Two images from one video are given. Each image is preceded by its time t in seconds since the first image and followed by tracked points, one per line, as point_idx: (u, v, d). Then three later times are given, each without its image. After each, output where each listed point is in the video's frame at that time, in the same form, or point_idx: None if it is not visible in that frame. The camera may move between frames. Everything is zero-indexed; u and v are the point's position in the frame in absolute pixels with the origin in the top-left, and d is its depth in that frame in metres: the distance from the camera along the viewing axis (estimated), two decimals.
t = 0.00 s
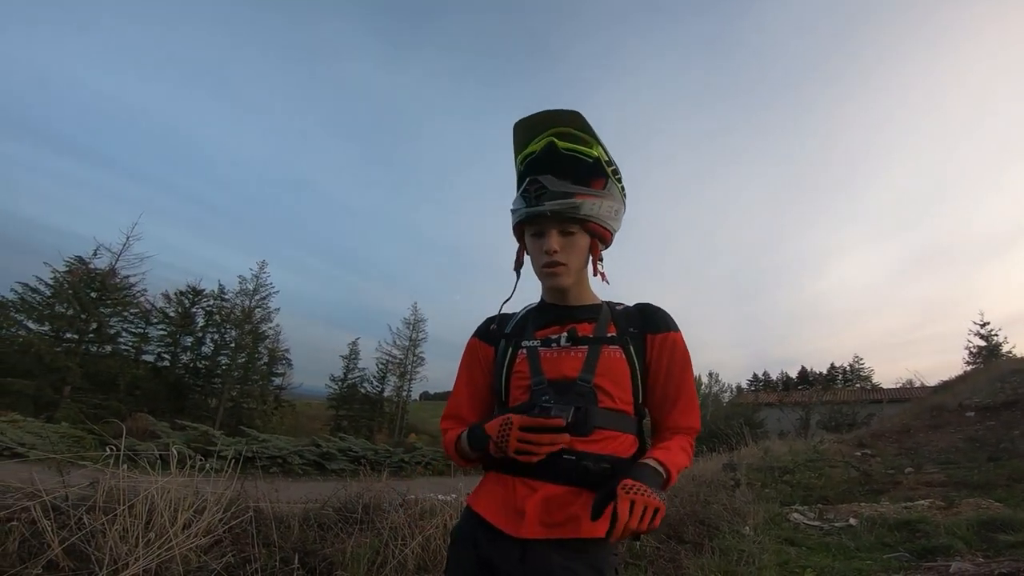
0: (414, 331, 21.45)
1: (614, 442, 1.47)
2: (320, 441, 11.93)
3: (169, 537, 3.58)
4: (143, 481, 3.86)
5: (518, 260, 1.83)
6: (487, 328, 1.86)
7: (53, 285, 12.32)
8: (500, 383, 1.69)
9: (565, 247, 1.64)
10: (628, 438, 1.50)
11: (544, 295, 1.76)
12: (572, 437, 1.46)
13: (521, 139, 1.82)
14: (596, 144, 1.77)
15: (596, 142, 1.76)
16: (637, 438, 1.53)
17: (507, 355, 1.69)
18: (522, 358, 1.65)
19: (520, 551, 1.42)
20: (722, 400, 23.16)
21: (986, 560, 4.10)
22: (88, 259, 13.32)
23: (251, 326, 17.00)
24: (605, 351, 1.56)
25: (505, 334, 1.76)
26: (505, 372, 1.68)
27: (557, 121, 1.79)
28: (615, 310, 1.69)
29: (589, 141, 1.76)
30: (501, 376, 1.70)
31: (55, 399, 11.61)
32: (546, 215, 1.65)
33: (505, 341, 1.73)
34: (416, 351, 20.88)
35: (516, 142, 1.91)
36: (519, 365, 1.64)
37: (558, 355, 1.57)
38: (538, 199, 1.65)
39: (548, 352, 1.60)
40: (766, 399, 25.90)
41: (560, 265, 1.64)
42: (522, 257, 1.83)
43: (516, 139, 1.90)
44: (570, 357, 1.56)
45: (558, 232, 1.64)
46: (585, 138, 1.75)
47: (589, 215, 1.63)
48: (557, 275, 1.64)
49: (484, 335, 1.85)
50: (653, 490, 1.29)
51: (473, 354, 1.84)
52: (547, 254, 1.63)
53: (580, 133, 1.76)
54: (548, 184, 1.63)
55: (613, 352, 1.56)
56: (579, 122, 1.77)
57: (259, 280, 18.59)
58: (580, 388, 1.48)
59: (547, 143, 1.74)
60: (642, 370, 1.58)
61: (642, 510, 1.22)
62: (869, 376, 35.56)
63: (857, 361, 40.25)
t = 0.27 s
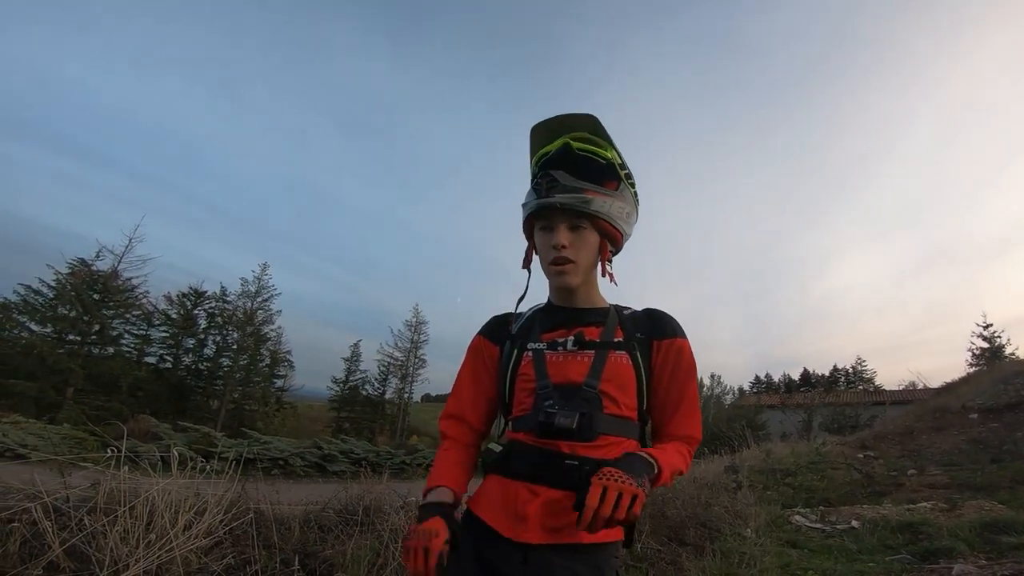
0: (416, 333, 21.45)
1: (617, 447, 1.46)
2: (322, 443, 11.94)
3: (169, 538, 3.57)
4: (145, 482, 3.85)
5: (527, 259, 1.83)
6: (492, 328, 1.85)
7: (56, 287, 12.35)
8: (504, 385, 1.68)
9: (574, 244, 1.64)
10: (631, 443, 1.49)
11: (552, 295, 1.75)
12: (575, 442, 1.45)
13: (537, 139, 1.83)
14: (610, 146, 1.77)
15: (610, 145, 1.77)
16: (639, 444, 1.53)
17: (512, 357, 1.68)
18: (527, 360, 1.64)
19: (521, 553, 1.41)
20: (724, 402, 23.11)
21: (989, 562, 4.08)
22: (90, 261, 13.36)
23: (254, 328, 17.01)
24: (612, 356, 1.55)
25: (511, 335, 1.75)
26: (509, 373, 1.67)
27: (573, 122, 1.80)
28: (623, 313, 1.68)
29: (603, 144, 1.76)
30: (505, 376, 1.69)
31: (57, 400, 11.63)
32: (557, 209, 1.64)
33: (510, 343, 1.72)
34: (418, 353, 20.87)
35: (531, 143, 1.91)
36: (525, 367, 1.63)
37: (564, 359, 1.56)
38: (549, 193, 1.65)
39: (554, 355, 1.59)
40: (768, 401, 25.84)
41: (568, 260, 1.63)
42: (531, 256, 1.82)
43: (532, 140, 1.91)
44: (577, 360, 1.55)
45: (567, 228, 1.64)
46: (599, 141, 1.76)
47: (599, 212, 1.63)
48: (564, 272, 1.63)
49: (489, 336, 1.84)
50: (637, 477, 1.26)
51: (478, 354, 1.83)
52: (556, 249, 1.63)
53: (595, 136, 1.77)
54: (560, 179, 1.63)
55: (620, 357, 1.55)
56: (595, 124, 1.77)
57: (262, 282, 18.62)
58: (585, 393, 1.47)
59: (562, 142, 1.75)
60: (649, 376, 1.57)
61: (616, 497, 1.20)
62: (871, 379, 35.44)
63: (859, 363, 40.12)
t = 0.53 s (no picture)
0: (414, 335, 21.43)
1: (621, 452, 1.46)
2: (319, 445, 11.91)
3: (165, 540, 3.56)
4: (140, 484, 3.84)
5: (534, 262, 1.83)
6: (502, 329, 1.84)
7: (53, 287, 12.32)
8: (513, 387, 1.68)
9: (575, 241, 1.63)
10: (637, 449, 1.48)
11: (561, 296, 1.74)
12: (578, 447, 1.47)
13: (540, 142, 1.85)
14: (613, 144, 1.77)
15: (612, 143, 1.76)
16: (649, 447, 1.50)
17: (521, 359, 1.68)
18: (536, 363, 1.63)
19: (519, 556, 1.40)
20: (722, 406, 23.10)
21: (986, 565, 4.08)
22: (88, 261, 13.34)
23: (251, 329, 16.98)
24: (620, 358, 1.53)
25: (520, 337, 1.74)
26: (518, 376, 1.66)
27: (575, 123, 1.81)
28: (635, 314, 1.68)
29: (605, 142, 1.76)
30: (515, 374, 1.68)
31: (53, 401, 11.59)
32: (556, 208, 1.65)
33: (520, 345, 1.72)
34: (416, 355, 20.85)
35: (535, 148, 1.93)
36: (533, 369, 1.63)
37: (571, 361, 1.56)
38: (547, 192, 1.65)
39: (561, 358, 1.58)
40: (766, 405, 25.84)
41: (571, 258, 1.62)
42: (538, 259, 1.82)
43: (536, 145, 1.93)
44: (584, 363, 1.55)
45: (568, 225, 1.64)
46: (600, 140, 1.76)
47: (599, 207, 1.61)
48: (567, 270, 1.62)
49: (499, 337, 1.83)
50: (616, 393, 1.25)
51: (488, 356, 1.83)
52: (556, 247, 1.62)
53: (596, 135, 1.77)
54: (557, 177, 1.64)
55: (630, 359, 1.53)
56: (595, 123, 1.78)
57: (259, 284, 18.59)
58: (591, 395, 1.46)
59: (563, 143, 1.77)
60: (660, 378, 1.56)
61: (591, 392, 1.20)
62: (869, 383, 35.46)
63: (857, 366, 40.15)
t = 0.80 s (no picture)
0: (412, 337, 21.42)
1: (631, 450, 1.37)
2: (316, 446, 11.90)
3: (160, 540, 3.56)
4: (137, 484, 3.83)
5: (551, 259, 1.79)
6: (528, 333, 1.86)
7: (50, 286, 12.31)
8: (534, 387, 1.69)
9: (585, 233, 1.58)
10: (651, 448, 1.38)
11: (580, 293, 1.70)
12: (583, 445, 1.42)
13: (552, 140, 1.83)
14: (625, 135, 1.72)
15: (623, 134, 1.71)
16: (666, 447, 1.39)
17: (541, 359, 1.69)
18: (552, 361, 1.63)
19: (517, 558, 1.37)
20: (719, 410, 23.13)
21: (982, 570, 4.09)
22: (86, 260, 13.33)
23: (249, 329, 16.95)
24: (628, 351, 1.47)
25: (542, 339, 1.76)
26: (537, 376, 1.67)
27: (586, 118, 1.79)
28: (652, 306, 1.59)
29: (615, 134, 1.71)
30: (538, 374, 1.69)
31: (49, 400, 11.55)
32: (564, 202, 1.62)
33: (541, 346, 1.73)
34: (414, 357, 20.83)
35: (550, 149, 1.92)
36: (549, 369, 1.63)
37: (582, 358, 1.54)
38: (554, 187, 1.63)
39: (574, 356, 1.57)
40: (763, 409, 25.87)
41: (581, 251, 1.58)
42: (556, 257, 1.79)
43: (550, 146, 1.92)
44: (596, 359, 1.52)
45: (577, 218, 1.60)
46: (610, 132, 1.72)
47: (607, 198, 1.56)
48: (578, 263, 1.57)
49: (527, 341, 1.85)
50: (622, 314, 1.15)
51: (518, 360, 1.87)
52: (566, 241, 1.59)
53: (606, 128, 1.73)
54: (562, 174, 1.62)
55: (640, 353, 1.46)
56: (605, 116, 1.74)
57: (258, 284, 18.57)
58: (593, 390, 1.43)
59: (574, 139, 1.75)
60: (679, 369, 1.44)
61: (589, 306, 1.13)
62: (866, 388, 35.53)
63: (854, 371, 40.21)
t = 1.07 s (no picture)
0: (410, 338, 21.38)
1: (640, 437, 1.19)
2: (312, 446, 11.88)
3: (154, 539, 3.54)
4: (131, 483, 3.81)
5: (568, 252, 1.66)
6: (566, 329, 1.79)
7: (47, 283, 12.31)
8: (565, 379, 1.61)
9: (594, 215, 1.43)
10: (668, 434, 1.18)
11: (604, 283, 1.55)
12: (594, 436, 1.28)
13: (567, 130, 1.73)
14: (637, 113, 1.57)
15: (637, 112, 1.57)
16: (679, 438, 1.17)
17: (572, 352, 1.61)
18: (579, 353, 1.54)
19: (536, 556, 1.25)
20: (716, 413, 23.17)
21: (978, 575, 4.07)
22: (83, 258, 13.32)
23: (246, 329, 16.90)
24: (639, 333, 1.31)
25: (576, 330, 1.66)
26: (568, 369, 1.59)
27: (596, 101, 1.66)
28: (677, 281, 1.32)
29: (627, 113, 1.57)
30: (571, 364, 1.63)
31: (45, 398, 11.52)
32: (571, 186, 1.48)
33: (574, 338, 1.64)
34: (411, 358, 20.78)
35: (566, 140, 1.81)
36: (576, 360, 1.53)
37: (601, 345, 1.42)
38: (561, 172, 1.50)
39: (596, 343, 1.46)
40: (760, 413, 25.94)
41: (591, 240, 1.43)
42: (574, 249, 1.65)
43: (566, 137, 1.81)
44: (612, 344, 1.40)
45: (587, 202, 1.44)
46: (622, 111, 1.58)
47: (613, 179, 1.41)
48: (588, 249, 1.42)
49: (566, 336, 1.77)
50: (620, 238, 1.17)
51: (558, 357, 1.81)
52: (575, 227, 1.44)
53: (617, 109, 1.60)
54: (568, 156, 1.49)
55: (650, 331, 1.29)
56: (615, 96, 1.60)
57: (256, 283, 18.52)
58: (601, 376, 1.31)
59: (583, 125, 1.62)
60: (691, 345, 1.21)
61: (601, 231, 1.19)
62: (862, 392, 35.64)
63: (851, 375, 40.33)
